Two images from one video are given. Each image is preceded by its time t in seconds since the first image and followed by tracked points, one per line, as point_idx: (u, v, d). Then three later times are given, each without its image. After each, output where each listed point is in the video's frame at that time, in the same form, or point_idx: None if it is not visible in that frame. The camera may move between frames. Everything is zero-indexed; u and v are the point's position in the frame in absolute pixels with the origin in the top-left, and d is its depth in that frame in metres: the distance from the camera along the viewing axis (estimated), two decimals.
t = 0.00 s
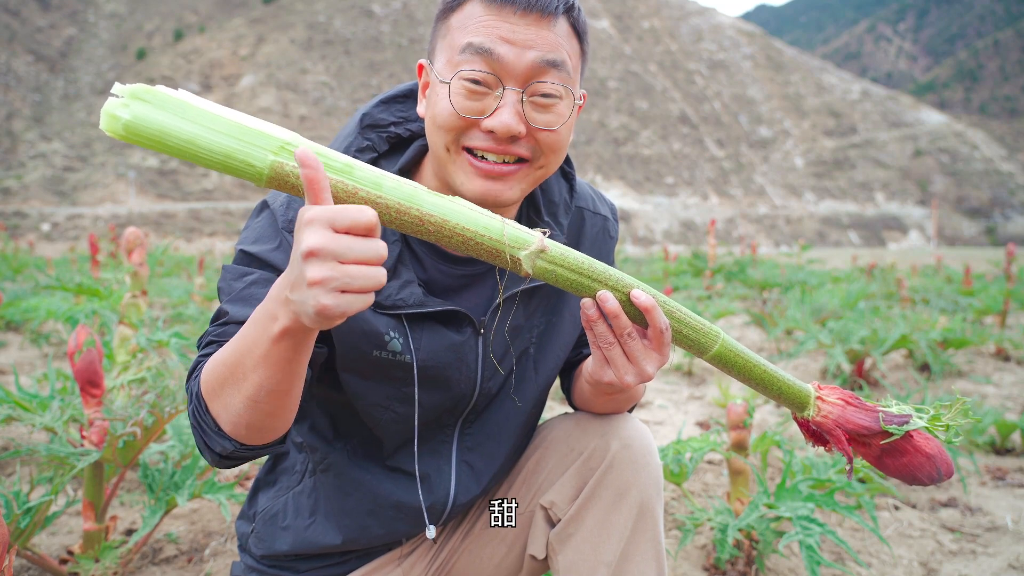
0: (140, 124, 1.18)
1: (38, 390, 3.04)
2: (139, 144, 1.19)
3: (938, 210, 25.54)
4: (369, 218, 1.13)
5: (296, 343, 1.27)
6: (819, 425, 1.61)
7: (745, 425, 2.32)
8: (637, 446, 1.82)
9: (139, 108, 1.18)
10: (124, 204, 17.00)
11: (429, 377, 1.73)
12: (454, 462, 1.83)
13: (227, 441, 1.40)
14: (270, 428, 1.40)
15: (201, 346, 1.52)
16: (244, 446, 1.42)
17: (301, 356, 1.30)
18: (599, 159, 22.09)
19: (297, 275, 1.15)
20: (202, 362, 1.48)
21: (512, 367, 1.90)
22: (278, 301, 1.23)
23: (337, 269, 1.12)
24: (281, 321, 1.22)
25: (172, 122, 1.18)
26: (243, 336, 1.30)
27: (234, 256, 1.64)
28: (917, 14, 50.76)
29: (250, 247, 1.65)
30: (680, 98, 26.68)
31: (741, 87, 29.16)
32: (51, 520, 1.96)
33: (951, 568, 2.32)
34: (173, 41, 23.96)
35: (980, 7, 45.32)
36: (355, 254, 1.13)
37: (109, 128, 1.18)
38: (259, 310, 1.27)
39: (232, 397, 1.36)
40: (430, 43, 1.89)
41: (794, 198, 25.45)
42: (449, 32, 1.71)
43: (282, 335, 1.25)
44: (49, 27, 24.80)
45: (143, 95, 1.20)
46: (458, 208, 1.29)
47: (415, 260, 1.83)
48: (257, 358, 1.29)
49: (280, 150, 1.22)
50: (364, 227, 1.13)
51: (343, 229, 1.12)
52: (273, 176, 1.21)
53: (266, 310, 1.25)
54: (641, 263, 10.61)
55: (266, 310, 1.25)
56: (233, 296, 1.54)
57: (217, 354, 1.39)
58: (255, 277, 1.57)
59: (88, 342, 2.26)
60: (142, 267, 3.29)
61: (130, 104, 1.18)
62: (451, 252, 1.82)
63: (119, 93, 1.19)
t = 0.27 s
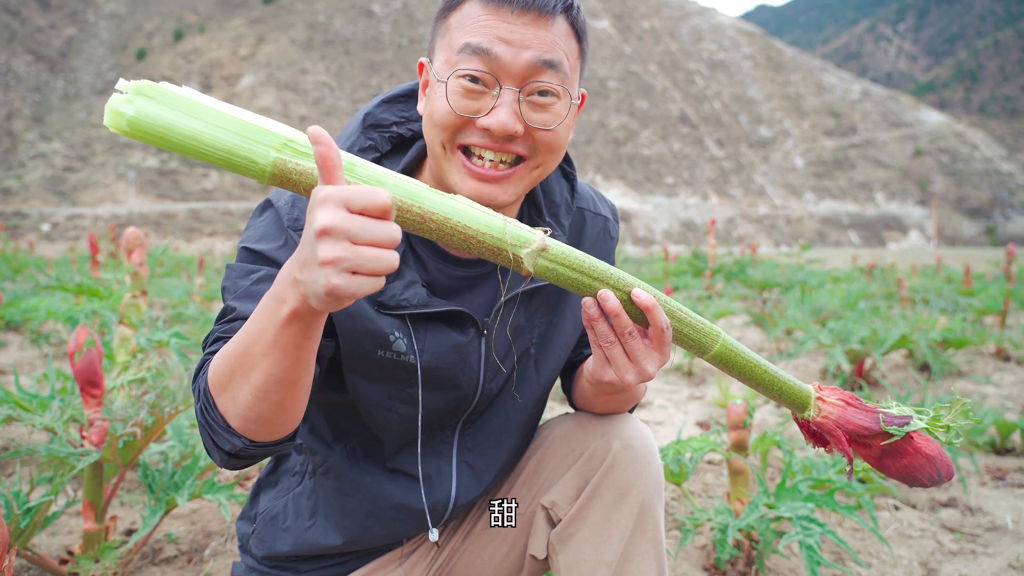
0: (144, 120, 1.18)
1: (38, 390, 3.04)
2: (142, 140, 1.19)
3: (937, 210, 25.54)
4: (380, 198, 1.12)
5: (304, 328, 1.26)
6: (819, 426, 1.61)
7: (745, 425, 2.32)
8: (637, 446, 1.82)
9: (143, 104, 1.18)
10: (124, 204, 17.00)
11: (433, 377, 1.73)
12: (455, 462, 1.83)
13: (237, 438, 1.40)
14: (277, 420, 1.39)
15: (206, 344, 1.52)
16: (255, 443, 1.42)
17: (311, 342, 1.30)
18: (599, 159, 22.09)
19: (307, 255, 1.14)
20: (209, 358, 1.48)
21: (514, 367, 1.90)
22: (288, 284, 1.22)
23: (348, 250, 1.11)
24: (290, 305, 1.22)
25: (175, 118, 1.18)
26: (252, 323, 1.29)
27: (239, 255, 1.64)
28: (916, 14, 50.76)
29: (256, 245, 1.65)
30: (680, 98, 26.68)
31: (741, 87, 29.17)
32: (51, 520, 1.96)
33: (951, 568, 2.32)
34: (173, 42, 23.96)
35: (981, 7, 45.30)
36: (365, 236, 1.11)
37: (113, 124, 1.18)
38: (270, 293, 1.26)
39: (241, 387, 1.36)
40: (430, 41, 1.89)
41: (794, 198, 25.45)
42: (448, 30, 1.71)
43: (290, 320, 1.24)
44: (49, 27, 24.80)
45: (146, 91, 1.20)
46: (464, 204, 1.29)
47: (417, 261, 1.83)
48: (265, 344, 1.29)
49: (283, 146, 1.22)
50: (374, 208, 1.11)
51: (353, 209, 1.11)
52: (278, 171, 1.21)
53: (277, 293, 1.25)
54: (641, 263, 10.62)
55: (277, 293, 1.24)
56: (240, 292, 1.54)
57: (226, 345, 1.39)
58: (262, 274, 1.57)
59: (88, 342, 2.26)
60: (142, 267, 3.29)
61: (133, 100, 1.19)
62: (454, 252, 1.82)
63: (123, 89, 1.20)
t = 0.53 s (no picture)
0: (144, 124, 1.18)
1: (39, 390, 3.04)
2: (142, 145, 1.19)
3: (938, 210, 25.54)
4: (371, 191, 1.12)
5: (295, 323, 1.26)
6: (822, 423, 1.61)
7: (745, 425, 2.32)
8: (638, 446, 1.82)
9: (144, 111, 1.18)
10: (125, 204, 17.00)
11: (433, 376, 1.74)
12: (455, 462, 1.83)
13: (232, 436, 1.40)
14: (270, 418, 1.39)
15: (204, 342, 1.52)
16: (250, 441, 1.42)
17: (302, 337, 1.30)
18: (599, 159, 22.07)
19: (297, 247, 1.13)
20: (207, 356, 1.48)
21: (514, 366, 1.90)
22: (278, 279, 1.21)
23: (340, 243, 1.11)
24: (278, 301, 1.21)
25: (175, 124, 1.18)
26: (242, 320, 1.29)
27: (238, 255, 1.64)
28: (917, 13, 50.69)
29: (256, 242, 1.66)
30: (680, 98, 26.69)
31: (741, 87, 29.18)
32: (51, 520, 1.96)
33: (951, 567, 2.32)
34: (173, 41, 23.95)
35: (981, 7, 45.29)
36: (357, 227, 1.11)
37: (113, 131, 1.19)
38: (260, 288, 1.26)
39: (233, 384, 1.36)
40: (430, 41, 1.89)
41: (794, 197, 25.43)
42: (448, 30, 1.71)
43: (280, 316, 1.24)
44: (49, 27, 24.80)
45: (146, 96, 1.19)
46: (463, 208, 1.29)
47: (419, 261, 1.83)
48: (256, 340, 1.29)
49: (283, 150, 1.22)
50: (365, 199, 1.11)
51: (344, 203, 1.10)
52: (277, 175, 1.21)
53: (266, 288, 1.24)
54: (641, 263, 10.63)
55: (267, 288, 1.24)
56: (236, 291, 1.54)
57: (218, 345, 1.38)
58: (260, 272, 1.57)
59: (88, 342, 2.26)
60: (143, 267, 3.29)
61: (133, 107, 1.19)
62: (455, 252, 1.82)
63: (122, 96, 1.20)
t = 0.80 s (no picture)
0: (146, 121, 1.18)
1: (39, 389, 3.04)
2: (144, 142, 1.19)
3: (938, 210, 25.53)
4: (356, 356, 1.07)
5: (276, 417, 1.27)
6: (821, 426, 1.60)
7: (745, 426, 2.32)
8: (638, 445, 1.83)
9: (146, 106, 1.18)
10: (125, 204, 17.01)
11: (430, 377, 1.74)
12: (457, 462, 1.83)
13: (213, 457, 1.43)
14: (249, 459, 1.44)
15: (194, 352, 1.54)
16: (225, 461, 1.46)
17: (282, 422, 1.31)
18: (599, 159, 22.06)
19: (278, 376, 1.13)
20: (195, 372, 1.49)
21: (513, 367, 1.90)
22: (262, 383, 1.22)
23: (319, 400, 1.09)
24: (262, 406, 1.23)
25: (178, 120, 1.18)
26: (227, 392, 1.31)
27: (229, 264, 1.66)
28: (917, 14, 50.65)
29: (248, 249, 1.66)
30: (680, 98, 26.69)
31: (741, 87, 29.17)
32: (51, 520, 1.96)
33: (951, 568, 2.32)
34: (173, 42, 23.96)
35: (981, 6, 45.31)
36: (337, 387, 1.09)
37: (114, 127, 1.18)
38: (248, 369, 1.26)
39: (216, 433, 1.37)
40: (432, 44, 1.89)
41: (794, 198, 25.43)
42: (457, 37, 1.70)
43: (262, 409, 1.27)
44: (49, 27, 24.82)
45: (149, 93, 1.20)
46: (468, 209, 1.29)
47: (417, 261, 1.83)
48: (237, 417, 1.31)
49: (287, 148, 1.21)
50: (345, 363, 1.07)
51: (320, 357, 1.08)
52: (280, 174, 1.20)
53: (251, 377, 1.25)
54: (641, 263, 10.63)
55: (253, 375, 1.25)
56: (225, 308, 1.57)
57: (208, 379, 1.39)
58: (248, 290, 1.58)
59: (88, 342, 2.26)
60: (143, 268, 3.29)
61: (136, 103, 1.19)
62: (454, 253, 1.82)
63: (124, 93, 1.20)
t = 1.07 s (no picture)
0: (134, 129, 1.18)
1: (38, 389, 3.04)
2: (134, 150, 1.19)
3: (938, 210, 25.53)
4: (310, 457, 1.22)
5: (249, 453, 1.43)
6: (818, 426, 1.61)
7: (745, 426, 2.32)
8: (637, 446, 1.82)
9: (131, 115, 1.18)
10: (125, 204, 17.00)
11: (422, 376, 1.75)
12: (455, 461, 1.83)
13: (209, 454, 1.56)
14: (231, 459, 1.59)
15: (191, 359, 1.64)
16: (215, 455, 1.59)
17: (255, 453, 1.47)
18: (599, 159, 22.06)
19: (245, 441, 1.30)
20: (191, 378, 1.60)
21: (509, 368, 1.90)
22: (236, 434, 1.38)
23: (276, 484, 1.26)
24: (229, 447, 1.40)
25: (165, 128, 1.19)
26: (210, 417, 1.47)
27: (224, 276, 1.71)
28: (917, 14, 50.65)
29: (241, 257, 1.70)
30: (680, 98, 26.70)
31: (741, 87, 29.17)
32: (51, 520, 1.96)
33: (951, 568, 2.32)
34: (173, 41, 23.96)
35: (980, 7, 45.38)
36: (285, 475, 1.26)
37: (101, 135, 1.19)
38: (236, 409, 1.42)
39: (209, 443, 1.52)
40: (442, 57, 1.84)
41: (794, 198, 25.43)
42: (497, 56, 1.68)
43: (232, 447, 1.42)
44: (49, 27, 24.83)
45: (135, 100, 1.20)
46: (459, 215, 1.29)
47: (411, 260, 1.84)
48: (215, 440, 1.47)
49: (275, 154, 1.22)
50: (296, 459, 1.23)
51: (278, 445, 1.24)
52: (270, 180, 1.21)
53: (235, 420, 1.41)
54: (641, 263, 10.63)
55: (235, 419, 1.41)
56: (217, 320, 1.64)
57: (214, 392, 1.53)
58: (235, 303, 1.64)
59: (88, 342, 2.26)
60: (143, 267, 3.29)
61: (122, 110, 1.19)
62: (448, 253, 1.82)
63: (110, 100, 1.20)
